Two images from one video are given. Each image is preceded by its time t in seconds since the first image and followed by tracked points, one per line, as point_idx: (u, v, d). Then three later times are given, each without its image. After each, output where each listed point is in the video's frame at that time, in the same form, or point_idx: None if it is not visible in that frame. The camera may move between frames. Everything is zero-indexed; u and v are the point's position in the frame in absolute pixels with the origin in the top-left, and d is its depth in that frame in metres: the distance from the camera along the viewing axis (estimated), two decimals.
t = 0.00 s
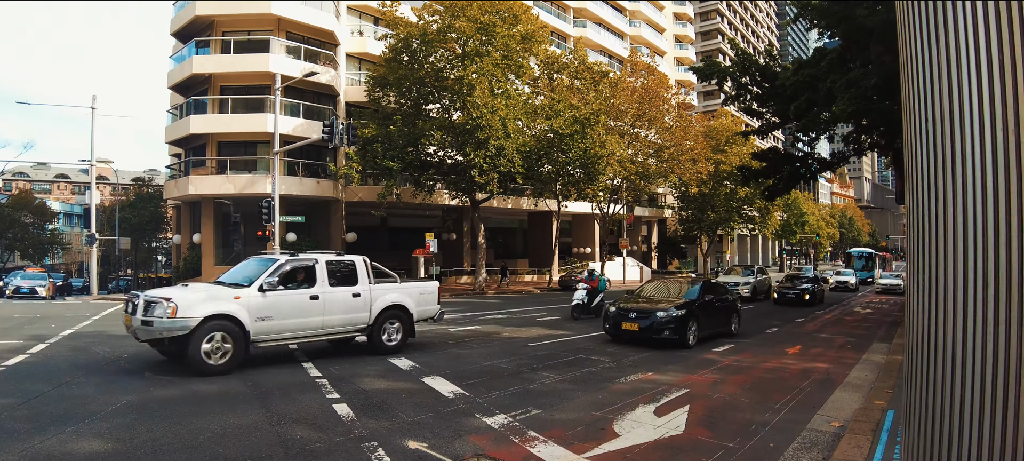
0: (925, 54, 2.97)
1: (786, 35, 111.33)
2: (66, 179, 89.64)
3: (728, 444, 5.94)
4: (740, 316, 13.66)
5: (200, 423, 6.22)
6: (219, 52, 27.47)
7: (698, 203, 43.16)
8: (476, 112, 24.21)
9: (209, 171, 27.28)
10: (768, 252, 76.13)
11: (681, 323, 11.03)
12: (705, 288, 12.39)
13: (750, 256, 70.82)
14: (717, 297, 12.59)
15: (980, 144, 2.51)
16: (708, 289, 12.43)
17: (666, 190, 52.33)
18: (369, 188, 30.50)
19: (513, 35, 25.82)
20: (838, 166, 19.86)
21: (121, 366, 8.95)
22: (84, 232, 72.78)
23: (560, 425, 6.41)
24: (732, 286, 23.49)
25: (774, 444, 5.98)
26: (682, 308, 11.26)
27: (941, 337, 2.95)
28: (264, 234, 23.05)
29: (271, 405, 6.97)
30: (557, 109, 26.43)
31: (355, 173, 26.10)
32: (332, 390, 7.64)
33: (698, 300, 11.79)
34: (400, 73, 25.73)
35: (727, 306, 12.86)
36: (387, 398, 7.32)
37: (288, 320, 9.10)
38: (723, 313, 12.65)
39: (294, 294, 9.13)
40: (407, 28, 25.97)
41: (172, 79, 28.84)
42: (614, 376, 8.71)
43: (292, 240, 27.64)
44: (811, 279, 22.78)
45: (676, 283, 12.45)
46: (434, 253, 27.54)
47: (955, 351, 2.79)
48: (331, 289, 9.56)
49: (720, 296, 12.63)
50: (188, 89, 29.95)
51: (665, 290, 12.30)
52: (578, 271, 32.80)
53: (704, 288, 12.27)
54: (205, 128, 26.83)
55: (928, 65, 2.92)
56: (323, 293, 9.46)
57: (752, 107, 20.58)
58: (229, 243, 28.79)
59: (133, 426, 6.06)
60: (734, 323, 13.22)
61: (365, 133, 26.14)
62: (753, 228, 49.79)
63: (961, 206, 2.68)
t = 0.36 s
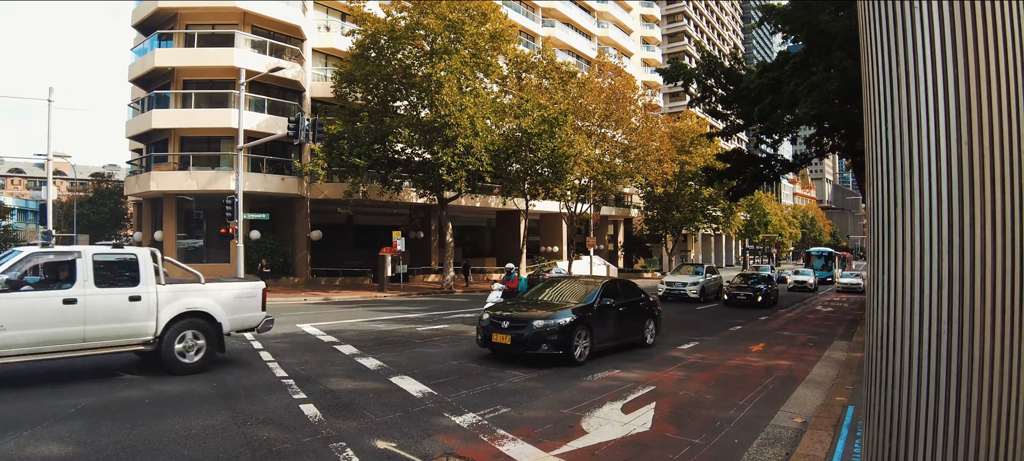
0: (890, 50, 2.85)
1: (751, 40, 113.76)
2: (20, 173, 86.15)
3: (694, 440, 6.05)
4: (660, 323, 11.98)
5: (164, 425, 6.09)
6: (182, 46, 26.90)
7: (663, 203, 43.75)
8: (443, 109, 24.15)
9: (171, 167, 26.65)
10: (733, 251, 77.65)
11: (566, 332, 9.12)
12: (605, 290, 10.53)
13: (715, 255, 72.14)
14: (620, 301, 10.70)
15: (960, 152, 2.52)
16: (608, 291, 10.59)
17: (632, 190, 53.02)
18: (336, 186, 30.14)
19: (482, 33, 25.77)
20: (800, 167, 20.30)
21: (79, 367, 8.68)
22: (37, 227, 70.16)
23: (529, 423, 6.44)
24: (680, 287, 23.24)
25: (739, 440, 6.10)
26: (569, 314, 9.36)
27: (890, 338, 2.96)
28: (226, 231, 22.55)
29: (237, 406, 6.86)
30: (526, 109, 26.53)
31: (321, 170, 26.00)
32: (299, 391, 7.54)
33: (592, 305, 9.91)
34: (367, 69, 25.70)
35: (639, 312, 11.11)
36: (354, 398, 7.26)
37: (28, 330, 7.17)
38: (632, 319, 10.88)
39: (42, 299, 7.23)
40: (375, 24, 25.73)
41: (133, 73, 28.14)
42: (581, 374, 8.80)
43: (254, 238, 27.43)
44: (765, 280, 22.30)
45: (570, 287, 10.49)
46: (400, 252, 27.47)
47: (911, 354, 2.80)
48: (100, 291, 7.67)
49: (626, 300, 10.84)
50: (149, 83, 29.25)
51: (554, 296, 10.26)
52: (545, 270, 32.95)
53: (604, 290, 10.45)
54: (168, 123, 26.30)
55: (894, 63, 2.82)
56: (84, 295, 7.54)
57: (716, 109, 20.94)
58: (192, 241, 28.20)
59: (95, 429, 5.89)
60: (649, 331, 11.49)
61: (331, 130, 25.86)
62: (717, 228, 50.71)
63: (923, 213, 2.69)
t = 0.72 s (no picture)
0: (870, 38, 2.70)
1: (734, 42, 114.82)
2: None
3: (677, 438, 6.09)
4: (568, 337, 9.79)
5: (146, 425, 6.01)
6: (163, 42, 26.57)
7: (646, 203, 44.00)
8: (427, 108, 24.08)
9: (152, 164, 26.33)
10: (715, 251, 78.28)
11: (405, 353, 6.88)
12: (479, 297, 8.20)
13: (697, 255, 72.66)
14: (502, 311, 8.45)
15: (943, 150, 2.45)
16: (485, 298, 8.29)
17: (615, 190, 53.28)
18: (319, 185, 29.94)
19: (466, 32, 25.74)
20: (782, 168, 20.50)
21: (59, 366, 8.54)
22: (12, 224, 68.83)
23: (514, 422, 6.45)
24: (642, 287, 21.36)
25: (722, 438, 6.16)
26: (414, 328, 7.08)
27: (864, 341, 2.84)
28: (208, 229, 22.30)
29: (220, 405, 6.79)
30: (511, 108, 26.51)
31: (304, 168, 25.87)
32: (282, 390, 7.49)
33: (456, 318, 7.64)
34: (351, 66, 25.78)
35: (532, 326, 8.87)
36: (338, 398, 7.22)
37: None
38: (521, 333, 8.62)
39: None
40: (359, 22, 25.58)
41: (114, 68, 27.74)
42: (565, 373, 8.83)
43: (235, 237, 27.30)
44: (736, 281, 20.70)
45: (434, 292, 8.21)
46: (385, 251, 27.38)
47: (884, 356, 2.71)
48: None
49: (513, 312, 8.55)
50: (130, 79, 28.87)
51: (411, 304, 7.98)
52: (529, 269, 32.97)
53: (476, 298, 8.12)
54: (149, 120, 25.97)
55: (874, 52, 2.68)
56: None
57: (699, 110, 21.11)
58: (174, 238, 27.88)
59: (75, 429, 5.80)
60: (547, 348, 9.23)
61: (315, 127, 25.71)
62: (700, 229, 51.12)
63: (898, 212, 2.60)
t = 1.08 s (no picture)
0: (863, 37, 2.70)
1: (726, 44, 115.29)
2: None
3: (668, 438, 6.11)
4: (425, 362, 7.29)
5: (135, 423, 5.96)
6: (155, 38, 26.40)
7: (638, 203, 44.15)
8: (420, 106, 24.09)
9: (143, 161, 26.15)
10: (707, 252, 78.72)
11: (62, 412, 4.42)
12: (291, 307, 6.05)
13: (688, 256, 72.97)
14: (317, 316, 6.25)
15: (933, 153, 2.45)
16: (257, 318, 5.76)
17: (607, 191, 53.40)
18: (310, 183, 29.85)
19: (460, 31, 25.72)
20: (773, 170, 20.62)
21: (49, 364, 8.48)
22: None
23: (506, 422, 6.45)
24: (608, 289, 19.74)
25: (712, 438, 6.19)
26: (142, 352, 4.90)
27: (855, 342, 2.85)
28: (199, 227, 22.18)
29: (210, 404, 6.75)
30: (504, 108, 26.51)
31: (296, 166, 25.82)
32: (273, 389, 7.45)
33: (175, 352, 5.07)
34: (344, 64, 25.61)
35: (348, 350, 6.35)
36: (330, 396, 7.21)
37: None
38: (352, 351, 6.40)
39: None
40: (352, 20, 25.53)
41: (105, 64, 27.53)
42: (556, 372, 8.86)
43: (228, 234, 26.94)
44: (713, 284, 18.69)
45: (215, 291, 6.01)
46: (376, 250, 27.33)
47: (875, 357, 2.71)
48: None
49: (333, 329, 6.23)
50: (122, 75, 28.68)
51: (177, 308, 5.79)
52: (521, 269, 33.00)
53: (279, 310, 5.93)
54: (141, 116, 25.81)
55: (867, 51, 2.68)
56: None
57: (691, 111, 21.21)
58: (164, 235, 27.71)
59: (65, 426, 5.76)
60: (381, 377, 6.74)
61: (307, 126, 25.65)
62: (691, 229, 51.37)
63: (889, 211, 2.60)
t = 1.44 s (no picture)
0: (859, 39, 2.68)
1: (722, 45, 115.56)
2: None
3: (663, 438, 6.13)
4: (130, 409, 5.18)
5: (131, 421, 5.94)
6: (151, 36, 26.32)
7: (633, 203, 44.13)
8: (417, 105, 24.09)
9: (138, 159, 26.05)
10: (701, 253, 78.93)
11: None
12: None
13: (683, 257, 73.16)
14: None
15: (932, 166, 2.44)
16: None
17: (602, 191, 53.46)
18: (306, 182, 29.76)
19: (457, 31, 25.71)
20: (768, 171, 20.68)
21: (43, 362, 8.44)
22: None
23: (501, 421, 6.46)
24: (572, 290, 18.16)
25: (707, 438, 6.21)
26: None
27: (852, 349, 2.85)
28: (194, 225, 22.11)
29: (207, 402, 6.73)
30: (500, 108, 26.53)
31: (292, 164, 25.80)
32: (270, 388, 7.44)
33: None
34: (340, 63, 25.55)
35: None
36: (325, 395, 7.20)
37: None
38: None
39: None
40: (349, 19, 25.49)
41: (100, 61, 27.43)
42: (552, 372, 8.87)
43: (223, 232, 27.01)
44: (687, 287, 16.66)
45: None
46: (371, 249, 27.30)
47: (871, 359, 2.72)
48: None
49: None
50: (117, 73, 28.59)
51: None
52: (516, 269, 33.02)
53: None
54: (136, 114, 25.72)
55: (864, 52, 2.66)
56: None
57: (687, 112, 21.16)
58: (159, 233, 27.61)
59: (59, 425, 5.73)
60: (17, 438, 4.53)
61: (304, 124, 25.60)
62: (686, 230, 51.49)
63: (886, 214, 2.59)
